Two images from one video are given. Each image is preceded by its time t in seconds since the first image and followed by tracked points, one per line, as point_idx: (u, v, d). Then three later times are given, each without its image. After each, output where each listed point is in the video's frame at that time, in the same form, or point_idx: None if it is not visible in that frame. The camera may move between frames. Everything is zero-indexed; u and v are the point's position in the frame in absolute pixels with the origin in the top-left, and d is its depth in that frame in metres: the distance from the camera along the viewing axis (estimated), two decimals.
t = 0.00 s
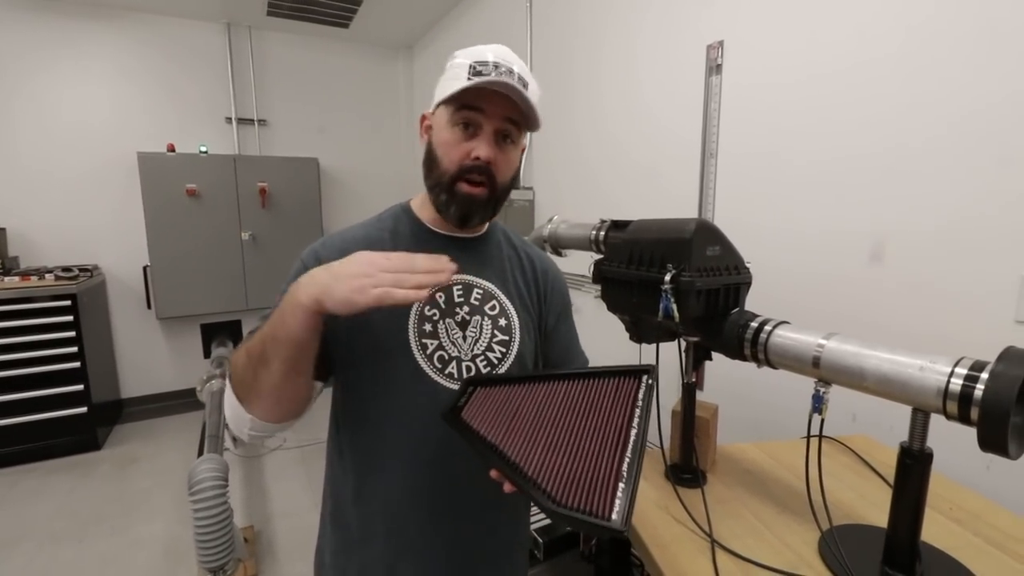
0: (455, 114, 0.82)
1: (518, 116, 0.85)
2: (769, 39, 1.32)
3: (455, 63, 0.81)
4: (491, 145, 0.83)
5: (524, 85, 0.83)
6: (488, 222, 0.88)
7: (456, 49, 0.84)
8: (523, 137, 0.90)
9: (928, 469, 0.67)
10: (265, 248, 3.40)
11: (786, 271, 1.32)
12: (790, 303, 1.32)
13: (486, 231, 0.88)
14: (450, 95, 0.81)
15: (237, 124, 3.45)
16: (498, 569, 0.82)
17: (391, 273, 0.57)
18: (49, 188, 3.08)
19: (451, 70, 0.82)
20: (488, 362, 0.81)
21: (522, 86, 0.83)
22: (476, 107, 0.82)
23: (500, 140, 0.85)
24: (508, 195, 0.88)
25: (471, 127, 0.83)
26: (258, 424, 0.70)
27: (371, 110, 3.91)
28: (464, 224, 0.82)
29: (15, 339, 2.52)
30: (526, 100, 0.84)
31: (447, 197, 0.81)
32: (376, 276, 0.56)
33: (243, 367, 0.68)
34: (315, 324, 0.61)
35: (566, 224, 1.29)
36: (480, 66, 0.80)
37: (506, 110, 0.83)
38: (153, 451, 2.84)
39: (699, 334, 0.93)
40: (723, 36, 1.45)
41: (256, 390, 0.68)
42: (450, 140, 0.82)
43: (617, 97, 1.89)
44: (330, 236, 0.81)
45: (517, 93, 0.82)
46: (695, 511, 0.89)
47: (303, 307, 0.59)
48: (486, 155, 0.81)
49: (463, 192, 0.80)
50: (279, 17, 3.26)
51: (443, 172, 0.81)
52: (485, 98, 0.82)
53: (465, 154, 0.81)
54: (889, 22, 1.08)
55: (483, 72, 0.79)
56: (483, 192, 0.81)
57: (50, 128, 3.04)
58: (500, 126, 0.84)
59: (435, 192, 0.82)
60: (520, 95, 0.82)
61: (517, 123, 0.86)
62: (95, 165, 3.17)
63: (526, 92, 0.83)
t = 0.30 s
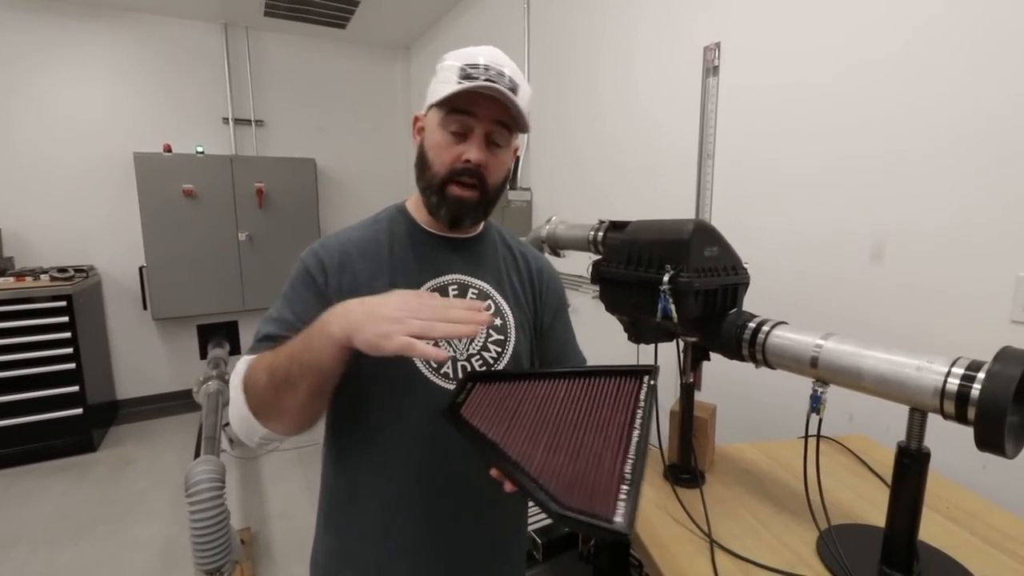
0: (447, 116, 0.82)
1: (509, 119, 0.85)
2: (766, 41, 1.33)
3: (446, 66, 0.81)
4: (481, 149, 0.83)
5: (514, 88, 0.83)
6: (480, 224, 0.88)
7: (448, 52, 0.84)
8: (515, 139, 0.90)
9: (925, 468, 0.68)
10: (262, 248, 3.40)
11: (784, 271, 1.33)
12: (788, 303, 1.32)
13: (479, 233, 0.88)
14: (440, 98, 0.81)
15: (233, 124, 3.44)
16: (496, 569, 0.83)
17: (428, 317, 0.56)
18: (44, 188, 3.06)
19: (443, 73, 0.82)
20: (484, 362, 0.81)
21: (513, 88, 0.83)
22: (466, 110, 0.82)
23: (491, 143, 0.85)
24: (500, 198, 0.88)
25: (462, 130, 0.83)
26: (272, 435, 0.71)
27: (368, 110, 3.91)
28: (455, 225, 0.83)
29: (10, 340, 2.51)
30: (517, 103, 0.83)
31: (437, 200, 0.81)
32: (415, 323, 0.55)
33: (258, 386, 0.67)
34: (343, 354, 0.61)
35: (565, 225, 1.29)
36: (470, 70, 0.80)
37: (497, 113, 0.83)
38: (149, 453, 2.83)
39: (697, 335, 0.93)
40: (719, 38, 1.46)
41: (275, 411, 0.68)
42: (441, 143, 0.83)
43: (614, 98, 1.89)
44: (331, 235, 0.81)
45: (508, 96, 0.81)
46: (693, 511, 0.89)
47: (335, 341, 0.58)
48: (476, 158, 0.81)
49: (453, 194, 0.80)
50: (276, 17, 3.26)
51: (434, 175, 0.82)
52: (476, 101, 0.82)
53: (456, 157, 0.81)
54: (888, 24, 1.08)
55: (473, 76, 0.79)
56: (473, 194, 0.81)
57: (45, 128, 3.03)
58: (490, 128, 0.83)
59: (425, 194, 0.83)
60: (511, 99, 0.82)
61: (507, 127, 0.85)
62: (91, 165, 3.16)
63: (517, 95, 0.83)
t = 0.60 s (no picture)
0: (429, 117, 0.83)
1: (493, 116, 0.84)
2: (764, 43, 1.34)
3: (427, 68, 0.82)
4: (465, 146, 0.83)
5: (495, 85, 0.82)
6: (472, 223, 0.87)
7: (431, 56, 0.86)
8: (504, 136, 0.89)
9: (923, 468, 0.68)
10: (259, 249, 3.39)
11: (782, 271, 1.34)
12: (786, 304, 1.32)
13: (472, 232, 0.87)
14: (421, 100, 0.82)
15: (230, 125, 3.43)
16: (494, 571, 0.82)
17: (448, 332, 0.55)
18: (40, 189, 3.05)
19: (425, 75, 0.83)
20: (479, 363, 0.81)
21: (494, 84, 0.82)
22: (448, 109, 0.83)
23: (476, 140, 0.85)
24: (490, 195, 0.87)
25: (445, 129, 0.83)
26: (264, 436, 0.70)
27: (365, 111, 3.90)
28: (443, 223, 0.82)
29: (6, 342, 2.50)
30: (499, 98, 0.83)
31: (423, 198, 0.81)
32: (436, 340, 0.54)
33: (258, 385, 0.65)
34: (353, 362, 0.60)
35: (563, 226, 1.29)
36: (449, 68, 0.80)
37: (479, 110, 0.83)
38: (146, 455, 2.82)
39: (695, 336, 0.94)
40: (716, 40, 1.46)
41: (274, 414, 0.66)
42: (425, 143, 0.83)
43: (611, 99, 1.90)
44: (332, 234, 0.81)
45: (488, 91, 0.81)
46: (692, 512, 0.89)
47: (347, 351, 0.57)
48: (458, 155, 0.81)
49: (437, 192, 0.80)
50: (273, 18, 3.25)
51: (419, 174, 0.82)
52: (457, 99, 0.82)
53: (439, 155, 0.82)
54: (887, 26, 1.08)
55: (451, 74, 0.80)
56: (458, 191, 0.81)
57: (40, 130, 3.02)
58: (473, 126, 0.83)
59: (413, 194, 0.83)
60: (491, 94, 0.81)
61: (492, 123, 0.85)
62: (87, 166, 3.14)
63: (499, 90, 0.83)
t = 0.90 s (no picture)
0: (433, 118, 0.83)
1: (498, 119, 0.85)
2: (762, 44, 1.34)
3: (432, 71, 0.82)
4: (470, 148, 0.83)
5: (501, 89, 0.83)
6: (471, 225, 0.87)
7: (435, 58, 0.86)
8: (506, 141, 0.89)
9: (923, 469, 0.68)
10: (257, 251, 3.38)
11: (781, 272, 1.34)
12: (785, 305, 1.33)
13: (470, 235, 0.87)
14: (427, 100, 0.82)
15: (228, 126, 3.43)
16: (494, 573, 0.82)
17: (432, 311, 0.54)
18: (37, 192, 3.03)
19: (431, 77, 0.82)
20: (478, 365, 0.81)
21: (500, 88, 0.83)
22: (453, 111, 0.83)
23: (480, 143, 0.85)
24: (492, 198, 0.87)
25: (450, 131, 0.83)
26: (255, 436, 0.69)
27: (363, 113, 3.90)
28: (445, 225, 0.82)
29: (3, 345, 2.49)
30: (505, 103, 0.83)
31: (426, 200, 0.81)
32: (419, 318, 0.52)
33: (249, 388, 0.64)
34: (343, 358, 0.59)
35: (562, 227, 1.29)
36: (456, 71, 0.80)
37: (483, 113, 0.83)
38: (143, 458, 2.81)
39: (694, 337, 0.94)
40: (715, 41, 1.46)
41: (268, 414, 0.65)
42: (428, 144, 0.83)
43: (610, 101, 1.90)
44: (330, 235, 0.80)
45: (494, 95, 0.82)
46: (691, 512, 0.90)
47: (336, 346, 0.56)
48: (464, 157, 0.81)
49: (441, 193, 0.79)
50: (270, 20, 3.25)
51: (422, 175, 0.81)
52: (463, 101, 0.82)
53: (443, 156, 0.81)
54: (887, 27, 1.08)
55: (459, 77, 0.80)
56: (461, 192, 0.80)
57: (37, 131, 3.01)
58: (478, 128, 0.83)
59: (415, 195, 0.82)
60: (497, 98, 0.82)
61: (496, 127, 0.85)
62: (84, 168, 3.13)
63: (504, 95, 0.83)
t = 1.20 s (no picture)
0: (451, 117, 0.82)
1: (514, 122, 0.85)
2: (761, 44, 1.34)
3: (450, 68, 0.81)
4: (486, 150, 0.83)
5: (521, 90, 0.82)
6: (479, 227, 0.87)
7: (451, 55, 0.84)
8: (519, 143, 0.89)
9: (923, 469, 0.68)
10: (256, 252, 3.38)
11: (780, 273, 1.34)
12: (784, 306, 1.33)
13: (478, 237, 0.87)
14: (445, 99, 0.80)
15: (226, 127, 3.42)
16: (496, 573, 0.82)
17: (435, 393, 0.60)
18: (35, 193, 3.03)
19: (449, 75, 0.81)
20: (483, 368, 0.81)
21: (519, 91, 0.82)
22: (471, 112, 0.82)
23: (495, 145, 0.85)
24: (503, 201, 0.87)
25: (466, 131, 0.82)
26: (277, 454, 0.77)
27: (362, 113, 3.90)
28: (456, 226, 0.82)
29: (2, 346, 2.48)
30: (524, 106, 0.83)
31: (438, 200, 0.80)
32: (418, 403, 0.58)
33: (275, 430, 0.71)
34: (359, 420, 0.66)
35: (561, 228, 1.29)
36: (475, 71, 0.79)
37: (501, 116, 0.83)
38: (142, 459, 2.80)
39: (694, 337, 0.94)
40: (714, 41, 1.46)
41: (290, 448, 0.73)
42: (444, 144, 0.82)
43: (609, 101, 1.90)
44: (328, 243, 0.80)
45: (515, 97, 0.81)
46: (692, 512, 0.90)
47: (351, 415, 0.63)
48: (481, 159, 0.81)
49: (455, 195, 0.79)
50: (269, 20, 3.24)
51: (436, 175, 0.81)
52: (482, 102, 0.82)
53: (459, 158, 0.81)
54: (886, 28, 1.09)
55: (478, 77, 0.79)
56: (475, 195, 0.81)
57: (36, 132, 3.00)
58: (495, 130, 0.83)
59: (427, 195, 0.82)
60: (517, 100, 0.81)
61: (512, 131, 0.85)
62: (82, 169, 3.13)
63: (523, 97, 0.83)
